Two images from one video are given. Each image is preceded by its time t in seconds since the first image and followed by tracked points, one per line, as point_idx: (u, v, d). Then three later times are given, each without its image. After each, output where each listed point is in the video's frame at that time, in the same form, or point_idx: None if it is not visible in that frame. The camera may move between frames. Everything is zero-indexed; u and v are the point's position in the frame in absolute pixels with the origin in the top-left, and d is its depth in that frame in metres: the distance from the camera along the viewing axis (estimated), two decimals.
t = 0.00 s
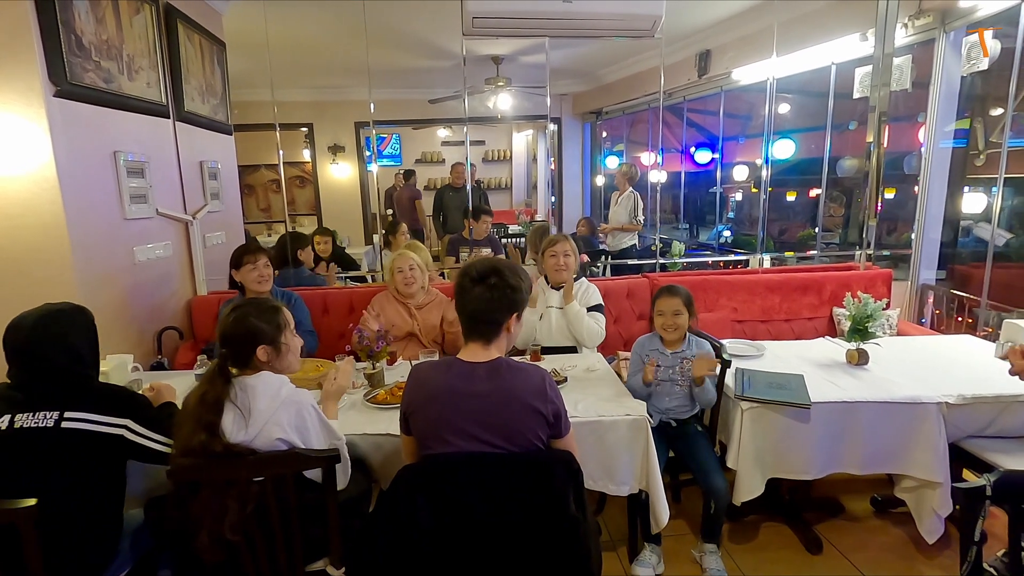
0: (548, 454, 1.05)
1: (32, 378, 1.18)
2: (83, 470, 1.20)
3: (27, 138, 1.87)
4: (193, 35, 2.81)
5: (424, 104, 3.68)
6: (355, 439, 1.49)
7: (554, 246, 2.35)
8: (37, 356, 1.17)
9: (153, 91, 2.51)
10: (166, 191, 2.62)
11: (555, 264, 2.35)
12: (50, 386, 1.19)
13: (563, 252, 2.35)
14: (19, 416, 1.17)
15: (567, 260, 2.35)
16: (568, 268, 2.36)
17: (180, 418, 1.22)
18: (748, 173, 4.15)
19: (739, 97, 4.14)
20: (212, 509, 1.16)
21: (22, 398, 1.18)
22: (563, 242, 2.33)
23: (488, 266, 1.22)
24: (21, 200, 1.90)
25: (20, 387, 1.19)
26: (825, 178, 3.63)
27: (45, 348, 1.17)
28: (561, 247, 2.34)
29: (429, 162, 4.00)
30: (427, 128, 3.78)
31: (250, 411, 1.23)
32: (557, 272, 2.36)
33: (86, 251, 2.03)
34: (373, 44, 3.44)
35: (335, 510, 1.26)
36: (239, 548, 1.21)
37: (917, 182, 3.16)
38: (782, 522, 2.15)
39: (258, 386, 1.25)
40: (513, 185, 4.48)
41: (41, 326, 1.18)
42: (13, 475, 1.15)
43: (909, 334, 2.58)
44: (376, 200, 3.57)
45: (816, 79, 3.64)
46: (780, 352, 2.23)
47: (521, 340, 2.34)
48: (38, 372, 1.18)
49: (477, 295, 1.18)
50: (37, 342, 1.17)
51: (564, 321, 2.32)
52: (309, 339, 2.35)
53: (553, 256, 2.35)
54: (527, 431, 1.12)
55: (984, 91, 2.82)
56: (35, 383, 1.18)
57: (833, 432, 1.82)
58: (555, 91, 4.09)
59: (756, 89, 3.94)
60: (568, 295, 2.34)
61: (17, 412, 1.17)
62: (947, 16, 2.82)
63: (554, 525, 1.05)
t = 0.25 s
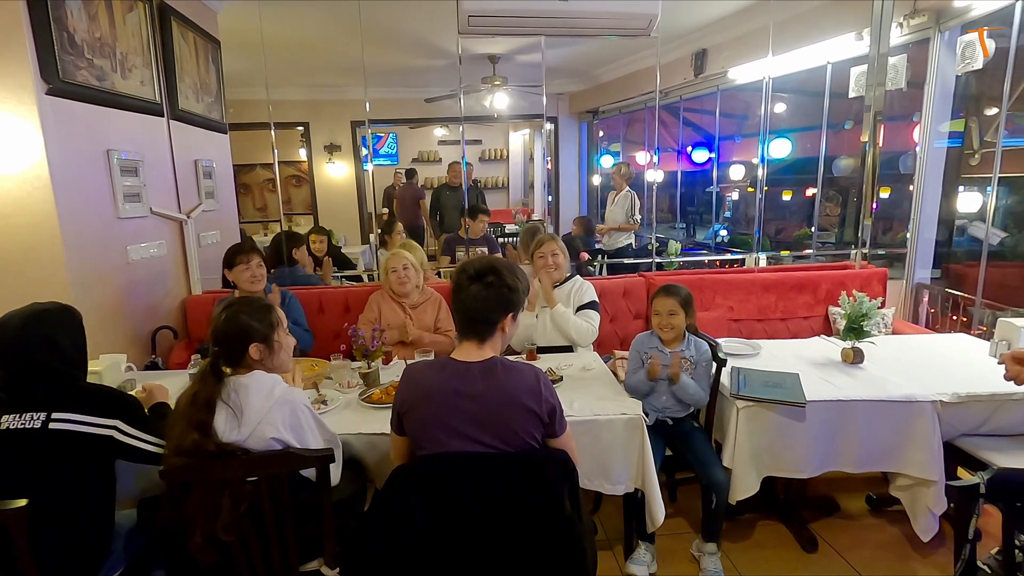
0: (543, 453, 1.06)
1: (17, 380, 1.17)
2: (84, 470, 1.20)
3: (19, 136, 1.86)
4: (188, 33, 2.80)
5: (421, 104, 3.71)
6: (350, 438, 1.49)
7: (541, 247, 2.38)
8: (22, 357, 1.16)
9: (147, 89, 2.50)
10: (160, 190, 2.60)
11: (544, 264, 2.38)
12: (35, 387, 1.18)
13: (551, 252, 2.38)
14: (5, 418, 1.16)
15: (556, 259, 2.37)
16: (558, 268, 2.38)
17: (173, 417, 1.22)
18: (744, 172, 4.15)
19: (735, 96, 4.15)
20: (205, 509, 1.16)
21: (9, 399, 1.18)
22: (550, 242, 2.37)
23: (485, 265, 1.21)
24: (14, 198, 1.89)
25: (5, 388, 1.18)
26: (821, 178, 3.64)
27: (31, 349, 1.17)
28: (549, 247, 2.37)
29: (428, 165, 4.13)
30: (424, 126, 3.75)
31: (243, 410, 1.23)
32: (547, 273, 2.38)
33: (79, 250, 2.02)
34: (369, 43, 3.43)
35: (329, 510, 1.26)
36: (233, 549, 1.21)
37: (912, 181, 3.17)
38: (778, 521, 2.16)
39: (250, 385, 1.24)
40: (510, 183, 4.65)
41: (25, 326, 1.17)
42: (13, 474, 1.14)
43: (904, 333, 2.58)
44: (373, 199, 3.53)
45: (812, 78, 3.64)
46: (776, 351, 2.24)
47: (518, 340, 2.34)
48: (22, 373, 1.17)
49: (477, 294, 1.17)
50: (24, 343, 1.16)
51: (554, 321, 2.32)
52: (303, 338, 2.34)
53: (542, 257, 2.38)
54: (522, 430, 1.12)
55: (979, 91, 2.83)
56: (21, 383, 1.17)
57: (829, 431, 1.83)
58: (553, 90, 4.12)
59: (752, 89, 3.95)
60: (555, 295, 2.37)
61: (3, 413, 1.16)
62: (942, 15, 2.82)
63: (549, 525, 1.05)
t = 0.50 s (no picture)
0: (537, 453, 1.05)
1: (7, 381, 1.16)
2: (84, 470, 1.21)
3: (9, 135, 1.85)
4: (181, 32, 2.79)
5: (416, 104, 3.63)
6: (344, 439, 1.49)
7: (534, 249, 2.41)
8: (12, 358, 1.15)
9: (139, 88, 2.49)
10: (153, 189, 2.59)
11: (539, 266, 2.41)
12: (26, 388, 1.17)
13: (545, 254, 2.40)
14: None
15: (550, 260, 2.40)
16: (551, 269, 2.41)
17: (166, 417, 1.21)
18: (740, 172, 4.11)
19: (730, 96, 4.15)
20: (198, 509, 1.15)
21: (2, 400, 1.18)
22: (544, 243, 2.40)
23: (473, 264, 1.21)
24: (5, 198, 1.88)
25: None
26: (816, 178, 3.66)
27: (21, 350, 1.16)
28: (543, 248, 2.40)
29: (424, 162, 3.78)
30: (421, 127, 3.66)
31: (236, 410, 1.22)
32: (541, 274, 2.41)
33: (71, 250, 2.01)
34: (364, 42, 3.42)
35: (323, 510, 1.26)
36: (226, 549, 1.21)
37: (906, 181, 3.18)
38: (772, 520, 2.16)
39: (245, 385, 1.24)
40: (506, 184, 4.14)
41: (15, 326, 1.16)
42: (13, 475, 1.14)
43: (897, 332, 2.59)
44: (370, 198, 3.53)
45: (807, 78, 3.65)
46: (770, 350, 2.24)
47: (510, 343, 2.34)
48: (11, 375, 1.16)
49: (464, 293, 1.17)
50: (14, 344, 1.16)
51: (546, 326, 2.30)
52: (297, 338, 2.34)
53: (535, 258, 2.40)
54: (516, 429, 1.12)
55: (972, 91, 2.85)
56: (16, 384, 1.17)
57: (823, 430, 1.83)
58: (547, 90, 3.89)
59: (747, 89, 3.95)
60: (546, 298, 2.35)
61: None
62: (935, 16, 2.84)
63: (543, 524, 1.05)
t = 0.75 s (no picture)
0: (528, 454, 1.05)
1: None
2: (76, 473, 1.20)
3: None
4: (171, 31, 2.77)
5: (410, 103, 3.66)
6: (336, 441, 1.48)
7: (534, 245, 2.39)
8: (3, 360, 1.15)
9: (129, 88, 2.47)
10: (143, 190, 2.57)
11: (537, 262, 2.37)
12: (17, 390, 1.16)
13: (544, 251, 2.37)
14: None
15: (549, 258, 2.37)
16: (549, 267, 2.37)
17: (155, 416, 1.21)
18: (731, 173, 4.12)
19: (722, 97, 4.17)
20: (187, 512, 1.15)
21: None
22: (543, 240, 2.37)
23: (456, 267, 1.20)
24: None
25: None
26: (807, 179, 3.69)
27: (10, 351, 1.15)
28: (543, 245, 2.37)
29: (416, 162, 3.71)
30: (413, 128, 3.70)
31: (222, 410, 1.22)
32: (537, 270, 2.37)
33: (59, 252, 1.99)
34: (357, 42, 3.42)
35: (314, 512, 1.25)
36: (216, 552, 1.20)
37: (894, 182, 3.21)
38: (763, 519, 2.18)
39: (229, 386, 1.23)
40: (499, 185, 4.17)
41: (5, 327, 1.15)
42: (13, 474, 1.15)
43: (887, 332, 2.62)
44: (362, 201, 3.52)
45: (798, 80, 3.67)
46: (762, 351, 2.26)
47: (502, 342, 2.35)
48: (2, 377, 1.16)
49: (448, 300, 1.17)
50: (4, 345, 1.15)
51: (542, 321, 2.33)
52: (289, 339, 2.33)
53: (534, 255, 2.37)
54: (506, 431, 1.12)
55: (959, 93, 2.89)
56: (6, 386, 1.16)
57: (813, 430, 1.84)
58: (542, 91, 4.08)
59: (738, 90, 3.97)
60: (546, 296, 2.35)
61: None
62: (923, 19, 2.88)
63: (534, 526, 1.05)
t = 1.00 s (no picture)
0: (519, 456, 1.06)
1: None
2: (61, 478, 1.19)
3: None
4: (160, 33, 2.75)
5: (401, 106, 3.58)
6: (326, 444, 1.48)
7: (532, 252, 2.40)
8: None
9: (117, 89, 2.45)
10: (132, 192, 2.55)
11: (533, 269, 2.39)
12: None
13: (542, 258, 2.38)
14: None
15: (545, 266, 2.39)
16: (545, 275, 2.40)
17: (144, 418, 1.21)
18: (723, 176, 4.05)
19: (712, 101, 4.19)
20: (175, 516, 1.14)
21: None
22: (542, 247, 2.39)
23: (447, 271, 1.19)
24: None
25: None
26: (796, 182, 3.72)
27: None
28: (540, 252, 2.39)
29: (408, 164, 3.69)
30: (405, 128, 3.60)
31: (211, 412, 1.21)
32: (532, 278, 2.39)
33: (46, 255, 1.97)
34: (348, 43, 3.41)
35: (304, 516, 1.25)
36: (204, 557, 1.19)
37: (883, 185, 3.26)
38: (753, 520, 2.19)
39: (218, 388, 1.23)
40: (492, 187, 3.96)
41: None
42: (13, 474, 1.14)
43: (875, 334, 2.64)
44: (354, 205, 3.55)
45: (787, 84, 3.71)
46: (752, 352, 2.27)
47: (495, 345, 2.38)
48: None
49: (438, 305, 1.17)
50: None
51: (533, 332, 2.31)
52: (278, 343, 2.32)
53: (530, 262, 2.39)
54: (497, 433, 1.12)
55: (945, 98, 2.94)
56: None
57: (802, 431, 1.86)
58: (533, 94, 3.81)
59: (728, 95, 3.98)
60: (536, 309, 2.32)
61: None
62: (909, 25, 2.95)
63: (525, 528, 1.05)
